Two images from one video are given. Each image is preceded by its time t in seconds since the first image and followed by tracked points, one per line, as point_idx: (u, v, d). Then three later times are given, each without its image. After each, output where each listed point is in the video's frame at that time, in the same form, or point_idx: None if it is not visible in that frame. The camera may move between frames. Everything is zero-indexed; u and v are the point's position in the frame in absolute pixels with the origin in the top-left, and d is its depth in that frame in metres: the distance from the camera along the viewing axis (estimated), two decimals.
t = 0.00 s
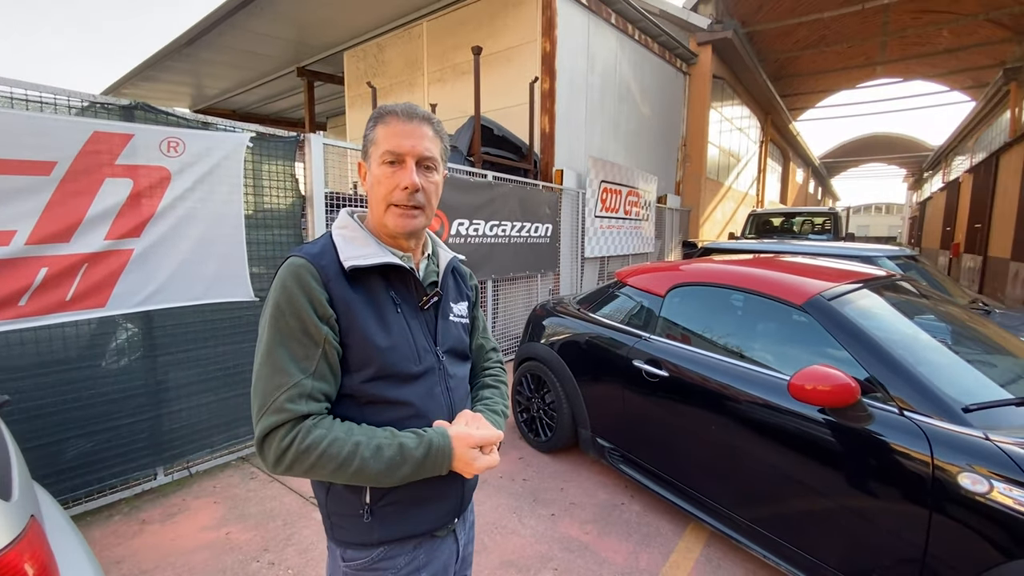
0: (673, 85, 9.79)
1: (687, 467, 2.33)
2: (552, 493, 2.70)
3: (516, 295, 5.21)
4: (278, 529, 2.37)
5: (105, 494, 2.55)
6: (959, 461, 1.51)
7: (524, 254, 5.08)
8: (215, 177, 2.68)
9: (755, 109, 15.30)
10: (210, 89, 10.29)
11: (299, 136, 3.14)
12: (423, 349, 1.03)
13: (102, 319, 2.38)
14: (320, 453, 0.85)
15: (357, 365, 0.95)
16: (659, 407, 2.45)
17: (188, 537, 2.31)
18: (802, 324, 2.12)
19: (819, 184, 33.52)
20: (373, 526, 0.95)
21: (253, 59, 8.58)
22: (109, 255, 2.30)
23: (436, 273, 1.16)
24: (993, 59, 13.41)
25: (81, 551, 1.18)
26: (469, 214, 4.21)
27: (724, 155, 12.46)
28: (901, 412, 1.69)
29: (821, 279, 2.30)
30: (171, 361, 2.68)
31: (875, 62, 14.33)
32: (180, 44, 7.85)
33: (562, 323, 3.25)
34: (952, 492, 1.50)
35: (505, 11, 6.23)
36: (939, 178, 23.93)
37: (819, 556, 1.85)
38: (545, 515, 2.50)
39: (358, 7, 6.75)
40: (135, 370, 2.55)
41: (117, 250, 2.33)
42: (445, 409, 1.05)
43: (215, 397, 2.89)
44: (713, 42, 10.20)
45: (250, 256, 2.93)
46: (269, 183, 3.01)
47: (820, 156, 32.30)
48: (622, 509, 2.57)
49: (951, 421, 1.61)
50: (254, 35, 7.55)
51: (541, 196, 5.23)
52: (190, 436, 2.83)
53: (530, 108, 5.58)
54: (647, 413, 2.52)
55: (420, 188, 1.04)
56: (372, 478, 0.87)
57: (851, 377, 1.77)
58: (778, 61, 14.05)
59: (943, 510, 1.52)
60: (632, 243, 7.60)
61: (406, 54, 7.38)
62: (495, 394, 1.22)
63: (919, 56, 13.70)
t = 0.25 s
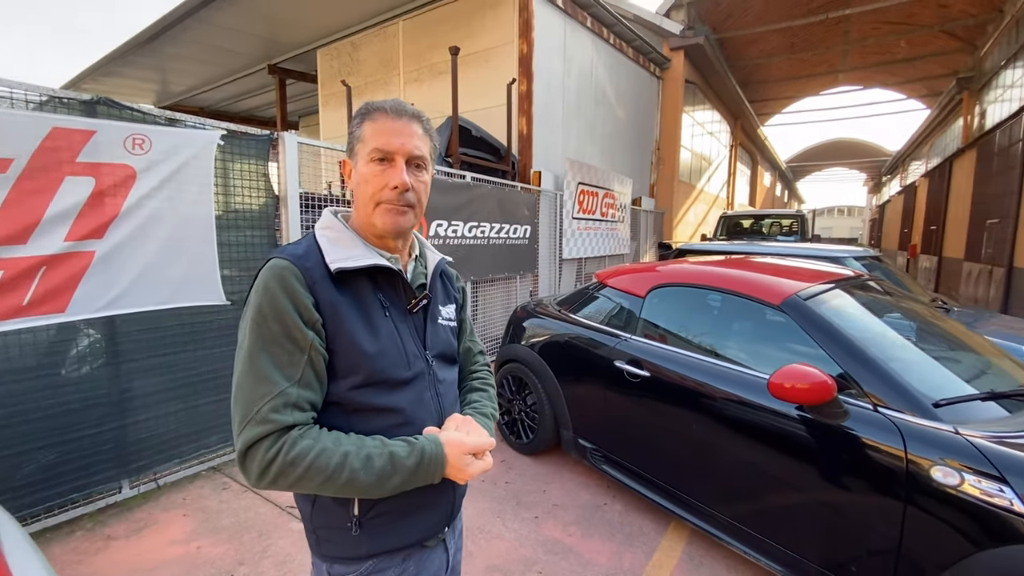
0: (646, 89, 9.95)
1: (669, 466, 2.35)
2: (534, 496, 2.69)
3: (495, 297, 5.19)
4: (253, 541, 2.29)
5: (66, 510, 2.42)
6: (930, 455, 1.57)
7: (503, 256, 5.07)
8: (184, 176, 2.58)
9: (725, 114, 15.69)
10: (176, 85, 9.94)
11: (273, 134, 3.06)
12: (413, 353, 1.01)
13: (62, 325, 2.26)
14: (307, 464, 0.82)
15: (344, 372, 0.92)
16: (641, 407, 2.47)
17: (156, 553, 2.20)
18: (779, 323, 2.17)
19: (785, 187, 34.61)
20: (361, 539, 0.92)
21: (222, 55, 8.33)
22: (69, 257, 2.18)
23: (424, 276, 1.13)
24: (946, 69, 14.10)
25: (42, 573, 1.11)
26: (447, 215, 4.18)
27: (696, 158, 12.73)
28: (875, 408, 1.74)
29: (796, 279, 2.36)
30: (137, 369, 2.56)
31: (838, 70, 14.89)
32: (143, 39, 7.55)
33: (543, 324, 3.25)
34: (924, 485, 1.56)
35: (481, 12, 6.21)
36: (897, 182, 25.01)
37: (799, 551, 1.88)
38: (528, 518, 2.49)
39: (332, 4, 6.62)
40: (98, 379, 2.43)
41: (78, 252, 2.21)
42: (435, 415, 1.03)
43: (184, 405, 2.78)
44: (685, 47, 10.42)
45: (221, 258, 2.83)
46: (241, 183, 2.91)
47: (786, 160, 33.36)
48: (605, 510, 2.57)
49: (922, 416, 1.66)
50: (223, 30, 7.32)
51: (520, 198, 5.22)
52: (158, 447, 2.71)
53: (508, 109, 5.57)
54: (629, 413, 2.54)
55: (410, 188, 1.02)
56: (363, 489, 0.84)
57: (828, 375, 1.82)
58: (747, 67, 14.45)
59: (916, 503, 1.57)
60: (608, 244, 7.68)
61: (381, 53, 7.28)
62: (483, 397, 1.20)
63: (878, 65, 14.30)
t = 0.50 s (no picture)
0: (620, 92, 10.08)
1: (650, 463, 2.37)
2: (517, 497, 2.68)
3: (473, 298, 5.15)
4: (226, 553, 2.20)
5: (22, 526, 2.28)
6: (903, 447, 1.62)
7: (481, 256, 5.04)
8: (149, 173, 2.48)
9: (695, 117, 16.04)
10: (136, 79, 9.53)
11: (244, 130, 2.96)
12: (402, 355, 0.98)
13: (16, 330, 2.12)
14: (296, 476, 0.78)
15: (331, 377, 0.88)
16: (622, 406, 2.48)
17: (122, 569, 2.09)
18: (757, 321, 2.21)
19: (752, 190, 35.64)
20: (351, 550, 0.88)
21: (187, 49, 8.03)
22: (23, 257, 2.06)
23: (412, 275, 1.11)
24: (901, 77, 14.78)
25: None
26: (425, 216, 4.13)
27: (668, 161, 12.97)
28: (850, 403, 1.79)
29: (771, 278, 2.42)
30: (99, 375, 2.43)
31: (802, 77, 15.42)
32: (101, 30, 7.22)
33: (523, 324, 3.24)
34: (898, 476, 1.61)
35: (458, 11, 6.17)
36: (857, 185, 26.06)
37: (778, 543, 1.92)
38: (511, 520, 2.47)
39: None
40: (57, 387, 2.30)
41: (34, 252, 2.09)
42: (425, 418, 1.00)
43: (150, 413, 2.66)
44: (658, 51, 10.60)
45: (189, 258, 2.71)
46: (211, 180, 2.80)
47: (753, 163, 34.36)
48: (588, 509, 2.58)
49: (895, 409, 1.72)
50: (188, 23, 7.06)
51: (497, 198, 5.21)
52: (123, 457, 2.58)
53: (485, 109, 5.55)
54: (611, 412, 2.55)
55: (411, 187, 1.02)
56: (354, 498, 0.81)
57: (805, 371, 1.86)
58: (716, 72, 14.81)
59: (890, 493, 1.62)
60: (584, 245, 7.74)
61: (355, 50, 7.15)
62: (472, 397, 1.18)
63: (839, 73, 14.89)
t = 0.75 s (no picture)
0: (600, 93, 10.15)
1: (636, 461, 2.38)
2: (504, 497, 2.66)
3: (456, 298, 5.12)
4: (205, 562, 2.13)
5: None
6: (883, 440, 1.66)
7: (464, 256, 5.01)
8: (118, 169, 2.39)
9: (673, 119, 16.28)
10: (102, 74, 9.18)
11: (219, 126, 2.87)
12: (395, 356, 0.95)
13: None
14: (287, 483, 0.75)
15: (322, 378, 0.85)
16: (608, 404, 2.49)
17: None
18: (740, 318, 2.24)
19: (727, 191, 36.39)
20: (344, 557, 0.85)
21: (156, 42, 7.77)
22: None
23: (403, 273, 1.09)
24: (869, 83, 15.29)
25: None
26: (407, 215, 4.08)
27: (647, 162, 13.14)
28: (832, 397, 1.83)
29: (752, 276, 2.46)
30: (67, 380, 2.32)
31: (774, 81, 15.81)
32: (64, 21, 6.92)
33: (507, 323, 3.23)
34: (878, 468, 1.65)
35: (438, 9, 6.12)
36: (827, 187, 26.86)
37: (763, 536, 1.95)
38: (498, 520, 2.45)
39: None
40: (21, 393, 2.19)
41: None
42: (418, 419, 0.97)
43: (122, 419, 2.55)
44: (636, 53, 10.72)
45: (162, 258, 2.62)
46: (185, 178, 2.72)
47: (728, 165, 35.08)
48: (575, 508, 2.58)
49: (874, 403, 1.77)
50: (158, 16, 6.84)
51: (480, 198, 5.18)
52: (93, 465, 2.48)
53: (466, 108, 5.52)
54: (597, 410, 2.56)
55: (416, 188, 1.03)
56: (348, 504, 0.79)
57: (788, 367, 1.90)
58: (692, 75, 15.07)
59: (872, 485, 1.66)
60: (565, 245, 7.77)
61: (333, 47, 7.02)
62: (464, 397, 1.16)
63: (810, 77, 15.31)
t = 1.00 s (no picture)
0: (584, 93, 10.21)
1: (626, 457, 2.40)
2: (494, 496, 2.66)
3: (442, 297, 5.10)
4: (190, 568, 2.09)
5: None
6: (868, 433, 1.71)
7: (451, 255, 4.99)
8: (96, 165, 2.32)
9: (655, 120, 16.46)
10: (75, 68, 8.90)
11: (201, 122, 2.82)
12: (394, 354, 0.94)
13: None
14: (288, 484, 0.74)
15: (322, 377, 0.84)
16: (598, 402, 2.51)
17: None
18: (727, 315, 2.28)
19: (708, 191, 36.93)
20: (345, 559, 0.84)
21: (131, 36, 7.55)
22: None
23: (401, 270, 1.08)
24: (845, 86, 15.67)
25: None
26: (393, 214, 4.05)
27: (630, 162, 13.26)
28: (818, 392, 1.87)
29: (738, 273, 2.50)
30: (43, 384, 2.25)
31: (754, 83, 16.09)
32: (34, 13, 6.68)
33: (495, 322, 3.23)
34: (864, 461, 1.69)
35: (423, 6, 6.07)
36: (804, 188, 27.46)
37: (751, 530, 1.98)
38: (490, 519, 2.45)
39: None
40: None
41: None
42: (419, 418, 0.97)
43: (101, 423, 2.48)
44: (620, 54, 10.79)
45: (143, 257, 2.55)
46: (166, 175, 2.65)
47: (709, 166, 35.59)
48: (565, 505, 2.59)
49: (858, 397, 1.81)
50: (133, 10, 6.65)
51: (466, 197, 5.17)
52: (71, 471, 2.40)
53: (452, 107, 5.49)
54: (587, 408, 2.57)
55: (403, 178, 1.00)
56: (351, 505, 0.77)
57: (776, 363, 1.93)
58: (674, 76, 15.25)
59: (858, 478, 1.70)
60: (551, 244, 7.80)
61: (316, 43, 6.92)
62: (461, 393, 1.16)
63: (789, 80, 15.62)
